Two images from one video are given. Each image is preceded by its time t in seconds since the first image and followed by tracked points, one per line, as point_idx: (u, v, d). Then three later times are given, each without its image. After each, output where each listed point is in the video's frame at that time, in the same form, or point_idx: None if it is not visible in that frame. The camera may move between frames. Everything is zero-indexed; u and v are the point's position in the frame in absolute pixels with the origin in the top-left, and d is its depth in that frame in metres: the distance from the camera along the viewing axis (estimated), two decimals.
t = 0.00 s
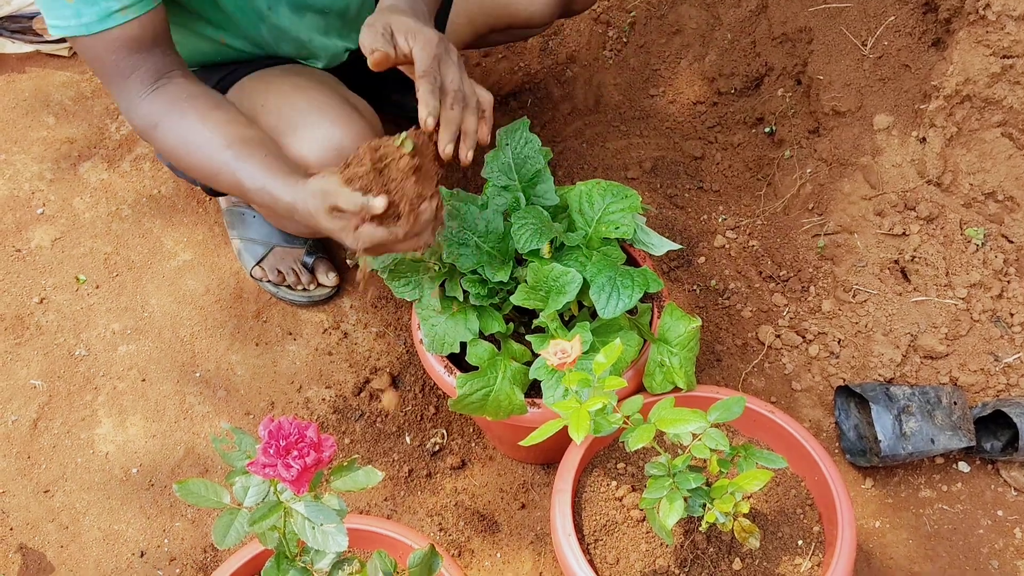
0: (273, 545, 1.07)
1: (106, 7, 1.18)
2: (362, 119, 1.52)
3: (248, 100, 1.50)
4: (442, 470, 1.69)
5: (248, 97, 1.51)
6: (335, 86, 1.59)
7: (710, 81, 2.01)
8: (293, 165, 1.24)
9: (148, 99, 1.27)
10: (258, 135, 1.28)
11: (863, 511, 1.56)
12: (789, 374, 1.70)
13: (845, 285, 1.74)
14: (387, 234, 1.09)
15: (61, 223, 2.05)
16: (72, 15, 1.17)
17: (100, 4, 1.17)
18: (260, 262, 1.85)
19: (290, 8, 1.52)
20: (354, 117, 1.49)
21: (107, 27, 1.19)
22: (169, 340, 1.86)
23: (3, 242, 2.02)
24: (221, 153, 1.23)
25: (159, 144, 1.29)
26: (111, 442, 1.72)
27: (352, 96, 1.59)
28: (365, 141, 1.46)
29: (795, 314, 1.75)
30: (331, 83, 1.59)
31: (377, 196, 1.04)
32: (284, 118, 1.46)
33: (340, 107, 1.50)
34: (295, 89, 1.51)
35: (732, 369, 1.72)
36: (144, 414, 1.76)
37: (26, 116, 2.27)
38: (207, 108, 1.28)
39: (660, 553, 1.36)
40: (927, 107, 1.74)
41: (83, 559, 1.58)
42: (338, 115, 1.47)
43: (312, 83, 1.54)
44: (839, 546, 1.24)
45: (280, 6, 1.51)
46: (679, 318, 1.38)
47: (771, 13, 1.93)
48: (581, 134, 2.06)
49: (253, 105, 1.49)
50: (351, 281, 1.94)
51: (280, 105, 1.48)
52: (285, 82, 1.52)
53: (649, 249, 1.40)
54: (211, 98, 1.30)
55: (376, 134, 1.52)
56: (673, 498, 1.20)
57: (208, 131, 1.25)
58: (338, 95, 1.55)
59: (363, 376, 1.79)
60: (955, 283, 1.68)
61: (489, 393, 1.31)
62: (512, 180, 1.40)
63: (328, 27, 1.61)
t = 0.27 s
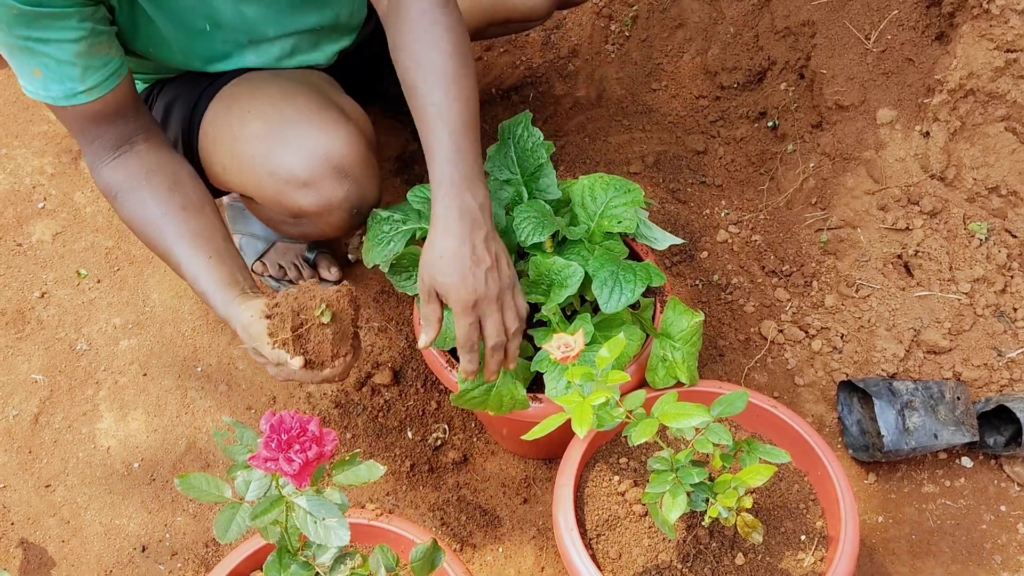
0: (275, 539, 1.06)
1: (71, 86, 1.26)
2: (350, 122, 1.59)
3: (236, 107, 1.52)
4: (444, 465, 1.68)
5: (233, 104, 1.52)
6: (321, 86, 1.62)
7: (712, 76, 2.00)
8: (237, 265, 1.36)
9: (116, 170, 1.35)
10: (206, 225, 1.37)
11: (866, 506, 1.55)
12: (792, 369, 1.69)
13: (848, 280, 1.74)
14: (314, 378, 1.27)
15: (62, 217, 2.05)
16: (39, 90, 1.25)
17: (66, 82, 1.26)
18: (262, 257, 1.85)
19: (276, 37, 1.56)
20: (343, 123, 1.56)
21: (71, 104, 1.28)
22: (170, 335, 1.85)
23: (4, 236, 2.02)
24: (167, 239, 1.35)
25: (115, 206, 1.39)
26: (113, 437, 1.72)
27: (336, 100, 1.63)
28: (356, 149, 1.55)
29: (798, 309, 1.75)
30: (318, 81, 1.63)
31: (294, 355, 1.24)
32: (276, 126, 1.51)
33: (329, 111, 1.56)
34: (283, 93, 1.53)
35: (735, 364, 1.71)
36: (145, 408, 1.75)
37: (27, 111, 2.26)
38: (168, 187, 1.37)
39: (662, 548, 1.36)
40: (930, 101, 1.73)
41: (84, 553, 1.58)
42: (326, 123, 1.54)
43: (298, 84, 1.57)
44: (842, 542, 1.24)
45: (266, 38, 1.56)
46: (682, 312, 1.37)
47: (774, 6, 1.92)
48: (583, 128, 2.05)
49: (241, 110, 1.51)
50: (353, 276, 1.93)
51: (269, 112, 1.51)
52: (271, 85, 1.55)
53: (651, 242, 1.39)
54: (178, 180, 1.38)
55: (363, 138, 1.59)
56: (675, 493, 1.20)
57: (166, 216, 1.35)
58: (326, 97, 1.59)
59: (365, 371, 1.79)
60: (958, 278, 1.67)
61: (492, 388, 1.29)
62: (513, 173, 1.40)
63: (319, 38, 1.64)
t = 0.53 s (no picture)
0: (275, 536, 1.07)
1: (72, 128, 1.32)
2: (345, 138, 1.59)
3: (229, 128, 1.53)
4: (444, 462, 1.68)
5: (226, 125, 1.54)
6: (314, 99, 1.62)
7: (712, 72, 2.00)
8: (244, 300, 1.53)
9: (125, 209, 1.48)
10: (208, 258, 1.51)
11: (866, 503, 1.55)
12: (791, 366, 1.69)
13: (848, 277, 1.73)
14: (331, 413, 1.53)
15: (62, 214, 2.05)
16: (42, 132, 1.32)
17: (66, 125, 1.32)
18: (262, 254, 1.84)
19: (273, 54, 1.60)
20: (337, 140, 1.56)
21: (73, 144, 1.34)
22: (169, 332, 1.85)
23: (4, 233, 2.01)
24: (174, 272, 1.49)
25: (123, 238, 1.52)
26: (113, 433, 1.72)
27: (330, 113, 1.63)
28: (350, 166, 1.56)
29: (798, 306, 1.75)
30: (311, 93, 1.63)
31: (312, 396, 1.49)
32: (269, 146, 1.52)
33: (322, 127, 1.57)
34: (275, 111, 1.55)
35: (735, 361, 1.70)
36: (145, 405, 1.75)
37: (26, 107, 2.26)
38: (175, 223, 1.50)
39: (662, 545, 1.36)
40: (931, 97, 1.73)
41: (84, 550, 1.58)
42: (320, 142, 1.54)
43: (291, 100, 1.58)
44: (842, 539, 1.24)
45: (262, 55, 1.59)
46: (682, 309, 1.36)
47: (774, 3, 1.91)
48: (583, 125, 2.05)
49: (234, 128, 1.53)
50: (353, 273, 1.93)
51: (262, 130, 1.53)
52: (263, 101, 1.55)
53: (652, 239, 1.39)
54: (184, 214, 1.52)
55: (358, 154, 1.60)
56: (675, 490, 1.20)
57: (172, 251, 1.49)
58: (319, 113, 1.60)
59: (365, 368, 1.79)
60: (958, 274, 1.67)
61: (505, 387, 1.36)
62: (513, 169, 1.40)
63: (311, 46, 1.65)
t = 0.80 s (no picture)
0: (274, 533, 1.07)
1: (95, 165, 1.23)
2: (343, 153, 1.62)
3: (226, 147, 1.54)
4: (443, 459, 1.69)
5: (223, 144, 1.54)
6: (310, 112, 1.63)
7: (712, 70, 1.99)
8: (304, 326, 1.32)
9: (156, 245, 1.32)
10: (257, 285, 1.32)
11: (865, 500, 1.55)
12: (791, 363, 1.69)
13: (848, 275, 1.73)
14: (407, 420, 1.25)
15: (62, 212, 2.05)
16: (64, 175, 1.23)
17: (88, 163, 1.23)
18: (261, 253, 1.84)
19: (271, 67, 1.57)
20: (337, 157, 1.59)
21: (98, 184, 1.24)
22: (169, 329, 1.85)
23: (3, 231, 2.01)
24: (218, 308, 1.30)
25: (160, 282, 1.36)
26: (112, 431, 1.72)
27: (327, 125, 1.65)
28: (351, 183, 1.59)
29: (797, 303, 1.74)
30: (306, 105, 1.64)
31: (408, 394, 1.19)
32: (269, 165, 1.54)
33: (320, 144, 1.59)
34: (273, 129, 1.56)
35: (734, 358, 1.70)
36: (144, 403, 1.75)
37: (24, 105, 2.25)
38: (218, 255, 1.33)
39: (661, 542, 1.36)
40: (930, 95, 1.74)
41: (84, 548, 1.58)
42: (320, 160, 1.57)
43: (287, 116, 1.58)
44: (841, 536, 1.24)
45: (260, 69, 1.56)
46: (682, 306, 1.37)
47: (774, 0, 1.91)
48: (582, 122, 2.04)
49: (231, 148, 1.54)
50: (352, 270, 1.93)
51: (260, 150, 1.54)
52: (259, 118, 1.56)
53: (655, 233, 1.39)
54: (223, 247, 1.35)
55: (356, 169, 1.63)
56: (674, 487, 1.20)
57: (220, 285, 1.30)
58: (316, 127, 1.62)
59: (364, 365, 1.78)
60: (958, 272, 1.67)
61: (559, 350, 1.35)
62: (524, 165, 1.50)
63: (304, 53, 1.62)
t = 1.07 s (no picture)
0: (273, 532, 1.08)
1: (116, 172, 1.21)
2: (349, 151, 1.63)
3: (232, 151, 1.55)
4: (442, 458, 1.69)
5: (231, 147, 1.55)
6: (311, 111, 1.64)
7: (711, 69, 1.99)
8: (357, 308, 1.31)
9: (192, 251, 1.27)
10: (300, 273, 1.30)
11: (864, 498, 1.56)
12: (790, 361, 1.69)
13: (846, 273, 1.74)
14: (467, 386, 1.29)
15: (61, 212, 2.05)
16: (84, 186, 1.20)
17: (109, 170, 1.20)
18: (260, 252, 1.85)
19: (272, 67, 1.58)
20: (343, 155, 1.60)
21: (120, 192, 1.22)
22: (168, 329, 1.85)
23: (3, 232, 2.02)
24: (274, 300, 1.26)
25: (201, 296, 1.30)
26: (112, 431, 1.72)
27: (331, 125, 1.66)
28: (359, 180, 1.59)
29: (796, 302, 1.74)
30: (308, 104, 1.64)
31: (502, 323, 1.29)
32: (276, 165, 1.55)
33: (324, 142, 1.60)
34: (278, 130, 1.56)
35: (733, 357, 1.71)
36: (144, 402, 1.75)
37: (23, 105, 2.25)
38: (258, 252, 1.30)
39: (660, 541, 1.36)
40: (928, 93, 1.74)
41: (83, 547, 1.58)
42: (328, 159, 1.58)
43: (291, 116, 1.59)
44: (839, 534, 1.25)
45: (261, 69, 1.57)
46: (681, 304, 1.37)
47: None
48: (581, 121, 2.04)
49: (238, 151, 1.54)
50: (351, 269, 1.93)
51: (267, 151, 1.55)
52: (264, 119, 1.56)
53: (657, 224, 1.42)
54: (257, 246, 1.32)
55: (363, 166, 1.63)
56: (673, 485, 1.20)
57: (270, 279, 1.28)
58: (320, 126, 1.62)
59: (363, 365, 1.78)
60: (956, 270, 1.67)
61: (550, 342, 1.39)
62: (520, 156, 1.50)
63: (302, 49, 1.63)
